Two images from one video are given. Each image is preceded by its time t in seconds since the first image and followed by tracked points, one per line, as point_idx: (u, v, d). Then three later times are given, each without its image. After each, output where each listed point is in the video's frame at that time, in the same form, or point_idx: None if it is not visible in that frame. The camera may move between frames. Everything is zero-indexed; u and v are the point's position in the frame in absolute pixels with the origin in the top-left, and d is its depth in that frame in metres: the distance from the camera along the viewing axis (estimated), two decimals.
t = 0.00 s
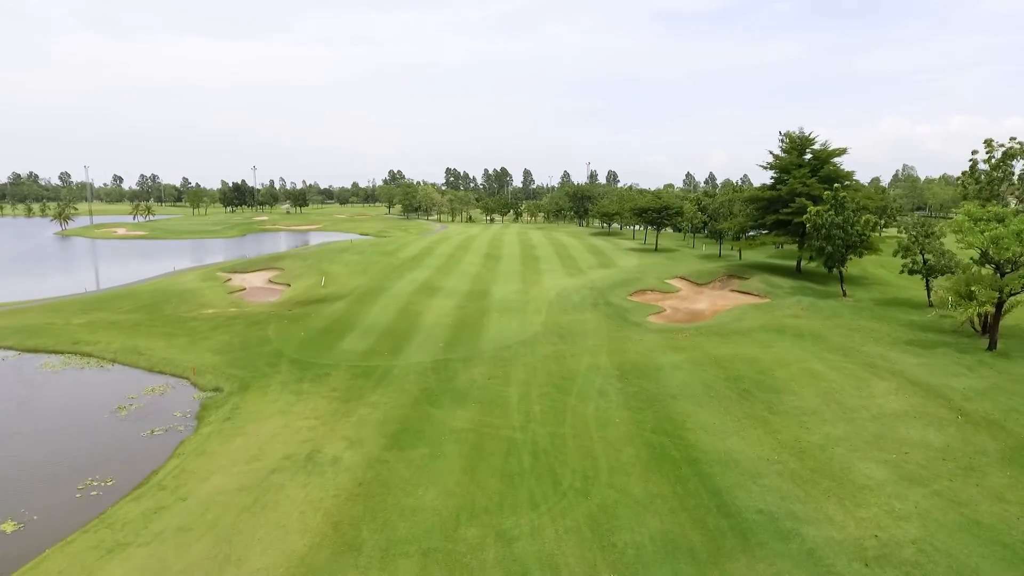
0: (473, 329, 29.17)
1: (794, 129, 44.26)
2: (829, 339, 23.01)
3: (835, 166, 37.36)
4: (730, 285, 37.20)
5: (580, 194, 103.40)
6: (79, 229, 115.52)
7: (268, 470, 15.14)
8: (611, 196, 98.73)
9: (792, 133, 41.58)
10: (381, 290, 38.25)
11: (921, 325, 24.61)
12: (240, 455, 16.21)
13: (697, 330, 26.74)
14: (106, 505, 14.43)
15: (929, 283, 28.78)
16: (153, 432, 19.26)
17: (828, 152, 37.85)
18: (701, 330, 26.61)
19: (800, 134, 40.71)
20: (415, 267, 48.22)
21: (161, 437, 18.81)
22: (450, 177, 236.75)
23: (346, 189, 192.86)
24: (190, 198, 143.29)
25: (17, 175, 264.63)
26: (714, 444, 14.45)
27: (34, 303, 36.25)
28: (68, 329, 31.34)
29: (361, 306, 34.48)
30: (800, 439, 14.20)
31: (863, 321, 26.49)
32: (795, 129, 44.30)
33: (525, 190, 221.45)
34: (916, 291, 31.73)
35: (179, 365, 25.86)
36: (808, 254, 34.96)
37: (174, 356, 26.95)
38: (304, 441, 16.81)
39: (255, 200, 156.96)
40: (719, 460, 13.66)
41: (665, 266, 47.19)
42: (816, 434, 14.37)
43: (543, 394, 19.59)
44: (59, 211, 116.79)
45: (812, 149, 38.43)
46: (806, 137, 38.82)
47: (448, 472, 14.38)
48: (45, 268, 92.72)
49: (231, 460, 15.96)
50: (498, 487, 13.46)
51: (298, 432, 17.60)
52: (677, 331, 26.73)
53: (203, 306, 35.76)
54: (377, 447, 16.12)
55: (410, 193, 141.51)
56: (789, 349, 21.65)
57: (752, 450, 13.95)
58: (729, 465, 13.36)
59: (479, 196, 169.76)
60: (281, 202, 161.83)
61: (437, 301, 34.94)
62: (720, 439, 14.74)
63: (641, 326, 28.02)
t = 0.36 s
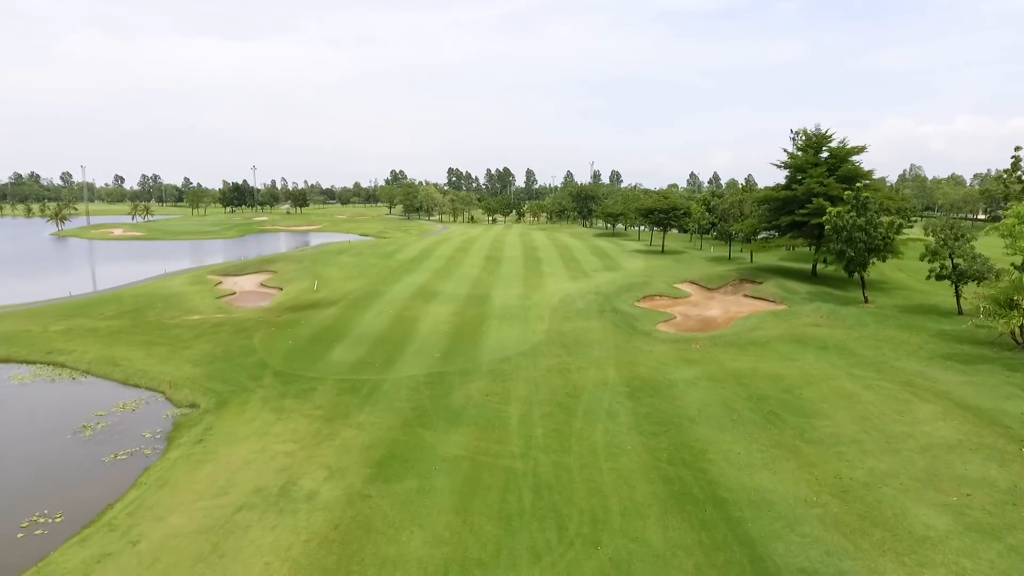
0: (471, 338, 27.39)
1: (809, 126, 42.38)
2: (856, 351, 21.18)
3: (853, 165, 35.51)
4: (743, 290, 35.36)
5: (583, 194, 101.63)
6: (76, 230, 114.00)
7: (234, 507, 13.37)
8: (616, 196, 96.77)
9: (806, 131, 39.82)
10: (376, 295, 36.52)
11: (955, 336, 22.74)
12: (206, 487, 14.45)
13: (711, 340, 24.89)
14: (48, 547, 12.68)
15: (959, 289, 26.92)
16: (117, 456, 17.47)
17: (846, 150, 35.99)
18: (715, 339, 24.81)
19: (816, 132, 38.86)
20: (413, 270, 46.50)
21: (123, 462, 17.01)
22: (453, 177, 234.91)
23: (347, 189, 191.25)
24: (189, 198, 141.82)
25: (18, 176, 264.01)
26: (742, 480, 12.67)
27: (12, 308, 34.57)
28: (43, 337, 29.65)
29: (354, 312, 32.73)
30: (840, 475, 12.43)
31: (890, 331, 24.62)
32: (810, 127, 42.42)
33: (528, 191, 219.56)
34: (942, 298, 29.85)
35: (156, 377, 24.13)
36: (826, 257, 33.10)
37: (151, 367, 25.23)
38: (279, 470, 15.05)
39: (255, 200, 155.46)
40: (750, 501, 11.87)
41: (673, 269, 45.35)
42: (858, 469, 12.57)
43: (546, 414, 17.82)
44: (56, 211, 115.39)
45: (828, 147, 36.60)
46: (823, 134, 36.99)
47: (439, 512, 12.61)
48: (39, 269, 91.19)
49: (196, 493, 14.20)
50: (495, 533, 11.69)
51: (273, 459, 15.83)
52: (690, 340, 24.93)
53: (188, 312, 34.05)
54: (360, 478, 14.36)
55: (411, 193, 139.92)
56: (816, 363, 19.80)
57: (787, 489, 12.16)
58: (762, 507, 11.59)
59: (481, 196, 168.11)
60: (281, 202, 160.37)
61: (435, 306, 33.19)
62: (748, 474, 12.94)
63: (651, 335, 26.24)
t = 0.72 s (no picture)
0: (469, 348, 25.64)
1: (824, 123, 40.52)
2: (889, 366, 19.32)
3: (873, 163, 33.67)
4: (757, 295, 33.54)
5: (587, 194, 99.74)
6: (73, 230, 112.49)
7: (189, 554, 11.63)
8: (620, 196, 94.92)
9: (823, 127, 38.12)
10: (371, 300, 34.74)
11: (995, 348, 20.90)
12: (161, 528, 12.71)
13: (727, 350, 23.10)
14: None
15: (993, 296, 25.08)
16: (72, 485, 15.74)
17: (865, 147, 34.17)
18: (732, 350, 22.97)
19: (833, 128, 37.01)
20: (411, 273, 44.71)
21: (78, 493, 15.26)
22: (455, 177, 233.15)
23: (348, 189, 189.73)
24: (187, 198, 140.23)
25: (19, 176, 262.77)
26: (777, 527, 10.91)
27: None
28: (15, 345, 27.97)
29: (346, 319, 30.95)
30: (893, 523, 10.64)
31: (921, 342, 22.78)
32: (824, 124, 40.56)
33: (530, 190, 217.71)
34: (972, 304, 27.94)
35: (129, 391, 22.41)
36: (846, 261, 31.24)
37: (125, 379, 23.50)
38: (246, 507, 13.30)
39: (255, 200, 153.86)
40: (788, 556, 10.10)
41: (681, 272, 43.47)
42: (914, 516, 10.78)
43: (549, 439, 16.04)
44: (52, 211, 114.08)
45: (846, 144, 34.77)
46: (840, 131, 35.16)
47: (425, 564, 10.85)
48: (33, 270, 89.72)
49: (149, 537, 12.44)
50: None
51: (242, 491, 14.09)
52: (704, 351, 23.09)
53: (172, 318, 32.39)
54: (336, 518, 12.61)
55: (412, 193, 138.13)
56: (846, 380, 17.98)
57: (831, 540, 10.38)
58: (804, 564, 9.83)
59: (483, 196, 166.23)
60: (281, 202, 158.78)
61: (431, 313, 31.39)
62: (784, 519, 11.15)
63: (661, 346, 24.41)
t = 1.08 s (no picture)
0: (467, 359, 23.86)
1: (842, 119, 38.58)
2: (930, 384, 17.43)
3: (897, 161, 31.73)
4: (773, 301, 31.67)
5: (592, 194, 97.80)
6: (70, 231, 111.05)
7: None
8: (625, 196, 93.14)
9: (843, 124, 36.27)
10: (365, 305, 33.00)
11: None
12: None
13: (747, 364, 21.24)
14: None
15: None
16: (17, 520, 13.98)
17: (888, 144, 32.22)
18: (752, 363, 21.12)
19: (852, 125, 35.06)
20: (409, 276, 42.93)
21: (22, 529, 13.49)
22: (458, 177, 231.69)
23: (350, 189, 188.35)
24: (187, 198, 138.72)
25: (22, 176, 262.45)
26: None
27: None
28: None
29: (338, 326, 29.18)
30: None
31: (959, 355, 20.91)
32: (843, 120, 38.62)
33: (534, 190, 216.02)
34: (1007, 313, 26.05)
35: (98, 407, 20.68)
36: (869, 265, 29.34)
37: (96, 393, 21.78)
38: (205, 555, 11.54)
39: (255, 200, 152.37)
40: None
41: (691, 276, 41.57)
42: None
43: (554, 468, 14.25)
44: (50, 211, 112.80)
45: (867, 141, 32.81)
46: (861, 127, 33.22)
47: None
48: (28, 271, 88.34)
49: None
50: None
51: (202, 534, 12.33)
52: (722, 365, 21.24)
53: (155, 324, 30.69)
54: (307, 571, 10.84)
55: (414, 193, 136.42)
56: (885, 402, 16.13)
57: None
58: None
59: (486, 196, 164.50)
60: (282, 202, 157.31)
61: (428, 319, 29.61)
62: None
63: (674, 357, 22.58)
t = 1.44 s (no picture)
0: (464, 372, 22.08)
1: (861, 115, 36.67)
2: (979, 407, 15.59)
3: (923, 158, 29.81)
4: (791, 309, 29.81)
5: (596, 194, 95.88)
6: (68, 231, 109.69)
7: None
8: (630, 197, 91.35)
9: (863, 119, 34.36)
10: (358, 311, 31.24)
11: None
12: None
13: (771, 380, 19.39)
14: None
15: None
16: None
17: (913, 140, 30.31)
18: (775, 379, 19.30)
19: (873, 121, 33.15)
20: (406, 280, 41.16)
21: None
22: (461, 177, 230.04)
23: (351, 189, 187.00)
24: (187, 199, 137.29)
25: (24, 176, 261.57)
26: None
27: None
28: None
29: (328, 335, 27.43)
30: None
31: (1003, 371, 19.02)
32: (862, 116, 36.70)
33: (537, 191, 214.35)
34: None
35: (60, 426, 18.94)
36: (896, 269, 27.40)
37: (61, 410, 20.07)
38: None
39: (256, 201, 150.88)
40: None
41: (701, 280, 39.69)
42: None
43: (560, 508, 12.49)
44: (47, 211, 111.44)
45: (891, 138, 30.90)
46: (883, 123, 31.34)
47: None
48: (22, 272, 86.92)
49: None
50: None
51: None
52: (742, 381, 19.42)
53: (136, 332, 28.99)
54: None
55: (416, 193, 134.65)
56: (933, 429, 14.31)
57: None
58: None
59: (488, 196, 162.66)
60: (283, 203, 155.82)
61: (424, 327, 27.85)
62: None
63: (689, 372, 20.76)
